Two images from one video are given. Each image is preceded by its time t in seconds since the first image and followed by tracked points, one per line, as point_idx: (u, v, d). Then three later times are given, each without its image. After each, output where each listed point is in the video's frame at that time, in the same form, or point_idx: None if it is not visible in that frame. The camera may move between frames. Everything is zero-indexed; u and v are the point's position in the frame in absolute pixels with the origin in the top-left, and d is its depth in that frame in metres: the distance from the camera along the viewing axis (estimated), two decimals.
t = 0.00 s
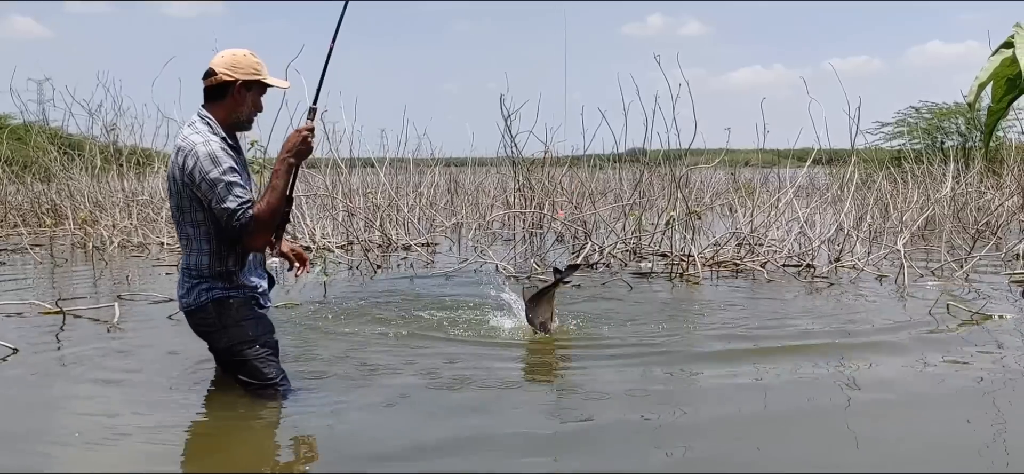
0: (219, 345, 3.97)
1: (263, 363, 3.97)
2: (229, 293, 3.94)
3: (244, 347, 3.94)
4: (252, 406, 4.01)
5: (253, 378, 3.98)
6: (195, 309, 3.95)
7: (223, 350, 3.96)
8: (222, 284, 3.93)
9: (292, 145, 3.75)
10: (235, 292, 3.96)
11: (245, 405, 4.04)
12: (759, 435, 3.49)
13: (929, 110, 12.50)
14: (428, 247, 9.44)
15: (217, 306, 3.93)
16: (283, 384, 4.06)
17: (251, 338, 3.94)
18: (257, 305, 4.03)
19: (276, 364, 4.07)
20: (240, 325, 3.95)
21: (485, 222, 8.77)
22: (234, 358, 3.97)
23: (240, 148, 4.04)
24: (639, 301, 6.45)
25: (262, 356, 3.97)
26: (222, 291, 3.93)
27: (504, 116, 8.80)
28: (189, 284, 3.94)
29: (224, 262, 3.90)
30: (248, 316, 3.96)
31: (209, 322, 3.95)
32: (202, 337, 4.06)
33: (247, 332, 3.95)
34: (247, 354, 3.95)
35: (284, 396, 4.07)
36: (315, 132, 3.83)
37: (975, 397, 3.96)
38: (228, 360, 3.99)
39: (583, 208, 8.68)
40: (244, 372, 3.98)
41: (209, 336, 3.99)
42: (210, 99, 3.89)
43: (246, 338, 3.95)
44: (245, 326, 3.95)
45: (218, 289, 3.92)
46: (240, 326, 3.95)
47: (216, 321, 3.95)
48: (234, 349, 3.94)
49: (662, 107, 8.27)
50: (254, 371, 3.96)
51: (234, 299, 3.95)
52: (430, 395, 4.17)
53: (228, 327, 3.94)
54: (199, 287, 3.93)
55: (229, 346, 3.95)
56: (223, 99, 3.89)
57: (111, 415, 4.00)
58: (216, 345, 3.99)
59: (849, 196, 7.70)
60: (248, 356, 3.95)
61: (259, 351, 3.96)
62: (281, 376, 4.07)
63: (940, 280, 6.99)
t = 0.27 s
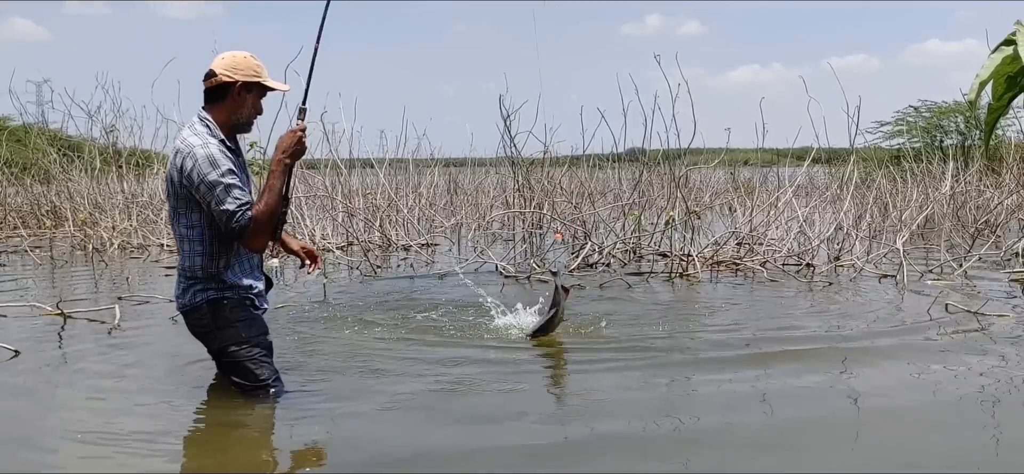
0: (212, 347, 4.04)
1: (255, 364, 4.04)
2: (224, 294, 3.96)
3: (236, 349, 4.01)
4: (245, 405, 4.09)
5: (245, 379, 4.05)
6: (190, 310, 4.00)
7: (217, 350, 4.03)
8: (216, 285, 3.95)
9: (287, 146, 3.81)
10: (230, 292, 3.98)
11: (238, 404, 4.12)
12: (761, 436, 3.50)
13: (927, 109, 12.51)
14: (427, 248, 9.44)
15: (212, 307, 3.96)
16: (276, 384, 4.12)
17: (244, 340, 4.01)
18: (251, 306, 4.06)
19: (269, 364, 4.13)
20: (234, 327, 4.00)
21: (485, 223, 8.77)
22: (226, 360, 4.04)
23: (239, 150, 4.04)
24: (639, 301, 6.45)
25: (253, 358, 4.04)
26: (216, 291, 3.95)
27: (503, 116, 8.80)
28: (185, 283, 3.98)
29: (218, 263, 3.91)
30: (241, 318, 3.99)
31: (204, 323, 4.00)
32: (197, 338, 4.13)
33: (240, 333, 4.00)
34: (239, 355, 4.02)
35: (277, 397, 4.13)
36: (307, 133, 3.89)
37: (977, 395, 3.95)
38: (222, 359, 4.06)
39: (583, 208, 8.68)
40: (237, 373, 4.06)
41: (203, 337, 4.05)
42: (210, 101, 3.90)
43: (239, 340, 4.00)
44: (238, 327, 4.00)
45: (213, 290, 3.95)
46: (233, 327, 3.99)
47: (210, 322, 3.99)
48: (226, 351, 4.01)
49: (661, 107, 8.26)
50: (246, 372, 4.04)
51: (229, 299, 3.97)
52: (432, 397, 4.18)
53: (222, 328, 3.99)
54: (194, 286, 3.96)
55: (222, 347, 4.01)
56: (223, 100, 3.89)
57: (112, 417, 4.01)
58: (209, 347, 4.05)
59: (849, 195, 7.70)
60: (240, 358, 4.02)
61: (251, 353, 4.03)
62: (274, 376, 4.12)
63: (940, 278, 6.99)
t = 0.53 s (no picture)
0: (213, 348, 4.08)
1: (256, 364, 4.06)
2: (224, 296, 4.01)
3: (237, 349, 4.03)
4: (248, 405, 4.09)
5: (247, 379, 4.06)
6: (191, 312, 4.05)
7: (219, 351, 4.06)
8: (215, 288, 4.00)
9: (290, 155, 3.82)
10: (230, 294, 4.03)
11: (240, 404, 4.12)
12: (765, 434, 3.52)
13: (927, 107, 12.51)
14: (429, 248, 9.46)
15: (212, 309, 4.01)
16: (277, 385, 4.13)
17: (245, 340, 4.04)
18: (251, 308, 4.10)
19: (271, 365, 4.15)
20: (235, 328, 4.03)
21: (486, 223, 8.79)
22: (227, 361, 4.06)
23: (242, 156, 4.06)
24: (641, 300, 6.47)
25: (254, 358, 4.06)
26: (216, 294, 4.00)
27: (504, 117, 8.82)
28: (185, 286, 4.03)
29: (218, 267, 3.96)
30: (241, 319, 4.04)
31: (205, 325, 4.05)
32: (200, 340, 4.17)
33: (241, 334, 4.04)
34: (239, 356, 4.04)
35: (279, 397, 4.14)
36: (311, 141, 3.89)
37: (977, 394, 3.96)
38: (224, 360, 4.08)
39: (584, 208, 8.69)
40: (238, 374, 4.08)
41: (204, 339, 4.09)
42: (213, 106, 3.93)
43: (239, 340, 4.03)
44: (239, 328, 4.04)
45: (213, 293, 4.00)
46: (234, 328, 4.03)
47: (211, 324, 4.04)
48: (227, 351, 4.03)
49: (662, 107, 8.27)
50: (247, 373, 4.05)
51: (228, 302, 4.02)
52: (435, 397, 4.21)
53: (222, 329, 4.03)
54: (194, 289, 4.01)
55: (223, 348, 4.04)
56: (226, 106, 3.92)
57: (118, 418, 4.03)
58: (211, 348, 4.09)
59: (850, 194, 7.71)
60: (240, 358, 4.04)
61: (252, 352, 4.05)
62: (276, 376, 4.13)
63: (941, 277, 7.00)
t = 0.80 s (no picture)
0: (220, 350, 4.10)
1: (263, 364, 4.07)
2: (229, 298, 4.04)
3: (244, 349, 4.05)
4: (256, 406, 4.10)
5: (255, 379, 4.08)
6: (198, 316, 4.08)
7: (226, 353, 4.08)
8: (221, 291, 4.03)
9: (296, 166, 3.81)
10: (235, 296, 4.06)
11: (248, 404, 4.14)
12: (770, 433, 3.52)
13: (931, 104, 12.50)
14: (432, 247, 9.47)
15: (218, 311, 4.04)
16: (285, 384, 4.15)
17: (251, 340, 4.05)
18: (257, 309, 4.13)
19: (278, 364, 4.17)
20: (241, 329, 4.05)
21: (490, 223, 8.80)
22: (235, 362, 4.08)
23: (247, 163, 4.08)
24: (645, 299, 6.47)
25: (261, 358, 4.07)
26: (221, 296, 4.03)
27: (507, 116, 8.83)
28: (191, 290, 4.06)
29: (223, 270, 4.01)
30: (247, 319, 4.06)
31: (211, 327, 4.07)
32: (206, 343, 4.19)
33: (247, 334, 4.05)
34: (246, 356, 4.06)
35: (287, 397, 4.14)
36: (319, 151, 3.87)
37: (985, 393, 3.96)
38: (231, 362, 4.11)
39: (587, 207, 8.70)
40: (246, 375, 4.09)
41: (211, 341, 4.12)
42: (218, 113, 3.94)
43: (246, 341, 4.05)
44: (245, 329, 4.06)
45: (218, 295, 4.03)
46: (240, 329, 4.05)
47: (217, 326, 4.06)
48: (234, 352, 4.05)
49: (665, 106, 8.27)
50: (255, 372, 4.07)
51: (234, 304, 4.05)
52: (441, 396, 4.22)
53: (229, 331, 4.05)
54: (200, 293, 4.04)
55: (230, 349, 4.06)
56: (231, 113, 3.93)
57: (124, 418, 4.05)
58: (218, 350, 4.11)
59: (854, 191, 7.70)
60: (247, 359, 4.05)
61: (258, 352, 4.06)
62: (283, 376, 4.15)
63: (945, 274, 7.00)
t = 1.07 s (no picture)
0: (224, 350, 4.11)
1: (267, 364, 4.10)
2: (231, 299, 4.05)
3: (247, 350, 4.07)
4: (259, 405, 4.14)
5: (258, 379, 4.12)
6: (199, 316, 4.09)
7: (229, 353, 4.10)
8: (223, 291, 4.04)
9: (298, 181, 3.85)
10: (237, 297, 4.06)
11: (252, 402, 4.18)
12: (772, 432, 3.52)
13: (935, 102, 12.47)
14: (436, 247, 9.48)
15: (220, 312, 4.05)
16: (290, 383, 4.19)
17: (254, 340, 4.07)
18: (258, 308, 4.13)
19: (282, 363, 4.19)
20: (244, 330, 4.06)
21: (494, 222, 8.81)
22: (238, 362, 4.11)
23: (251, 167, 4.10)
24: (649, 298, 6.47)
25: (265, 357, 4.10)
26: (223, 297, 4.04)
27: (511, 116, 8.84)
28: (193, 290, 4.07)
29: (223, 272, 4.01)
30: (249, 320, 4.06)
31: (214, 327, 4.08)
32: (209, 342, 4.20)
33: (250, 335, 4.06)
34: (250, 356, 4.08)
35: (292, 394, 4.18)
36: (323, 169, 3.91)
37: (989, 390, 3.95)
38: (234, 362, 4.13)
39: (591, 205, 8.70)
40: (250, 374, 4.13)
41: (214, 341, 4.13)
42: (224, 118, 3.97)
43: (249, 341, 4.06)
44: (247, 329, 4.07)
45: (220, 297, 4.03)
46: (243, 329, 4.06)
47: (220, 326, 4.07)
48: (238, 353, 4.07)
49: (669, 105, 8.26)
50: (258, 372, 4.11)
51: (236, 304, 4.05)
52: (444, 397, 4.22)
53: (231, 331, 4.06)
54: (202, 293, 4.05)
55: (233, 349, 4.08)
56: (237, 118, 3.95)
57: (128, 419, 4.05)
58: (221, 350, 4.13)
59: (858, 189, 7.69)
60: (251, 359, 4.08)
61: (262, 352, 4.08)
62: (287, 374, 4.18)
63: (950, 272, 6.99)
